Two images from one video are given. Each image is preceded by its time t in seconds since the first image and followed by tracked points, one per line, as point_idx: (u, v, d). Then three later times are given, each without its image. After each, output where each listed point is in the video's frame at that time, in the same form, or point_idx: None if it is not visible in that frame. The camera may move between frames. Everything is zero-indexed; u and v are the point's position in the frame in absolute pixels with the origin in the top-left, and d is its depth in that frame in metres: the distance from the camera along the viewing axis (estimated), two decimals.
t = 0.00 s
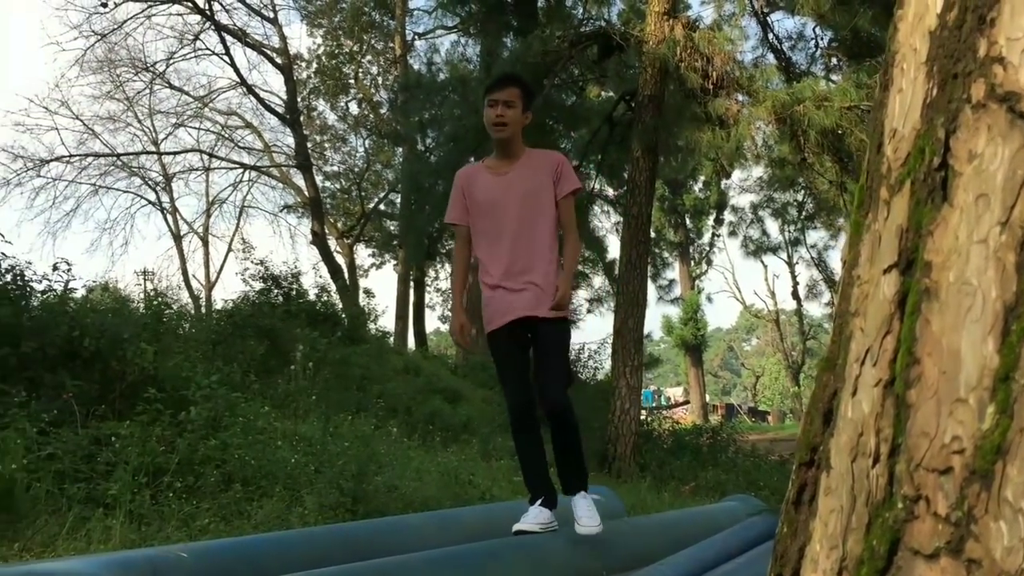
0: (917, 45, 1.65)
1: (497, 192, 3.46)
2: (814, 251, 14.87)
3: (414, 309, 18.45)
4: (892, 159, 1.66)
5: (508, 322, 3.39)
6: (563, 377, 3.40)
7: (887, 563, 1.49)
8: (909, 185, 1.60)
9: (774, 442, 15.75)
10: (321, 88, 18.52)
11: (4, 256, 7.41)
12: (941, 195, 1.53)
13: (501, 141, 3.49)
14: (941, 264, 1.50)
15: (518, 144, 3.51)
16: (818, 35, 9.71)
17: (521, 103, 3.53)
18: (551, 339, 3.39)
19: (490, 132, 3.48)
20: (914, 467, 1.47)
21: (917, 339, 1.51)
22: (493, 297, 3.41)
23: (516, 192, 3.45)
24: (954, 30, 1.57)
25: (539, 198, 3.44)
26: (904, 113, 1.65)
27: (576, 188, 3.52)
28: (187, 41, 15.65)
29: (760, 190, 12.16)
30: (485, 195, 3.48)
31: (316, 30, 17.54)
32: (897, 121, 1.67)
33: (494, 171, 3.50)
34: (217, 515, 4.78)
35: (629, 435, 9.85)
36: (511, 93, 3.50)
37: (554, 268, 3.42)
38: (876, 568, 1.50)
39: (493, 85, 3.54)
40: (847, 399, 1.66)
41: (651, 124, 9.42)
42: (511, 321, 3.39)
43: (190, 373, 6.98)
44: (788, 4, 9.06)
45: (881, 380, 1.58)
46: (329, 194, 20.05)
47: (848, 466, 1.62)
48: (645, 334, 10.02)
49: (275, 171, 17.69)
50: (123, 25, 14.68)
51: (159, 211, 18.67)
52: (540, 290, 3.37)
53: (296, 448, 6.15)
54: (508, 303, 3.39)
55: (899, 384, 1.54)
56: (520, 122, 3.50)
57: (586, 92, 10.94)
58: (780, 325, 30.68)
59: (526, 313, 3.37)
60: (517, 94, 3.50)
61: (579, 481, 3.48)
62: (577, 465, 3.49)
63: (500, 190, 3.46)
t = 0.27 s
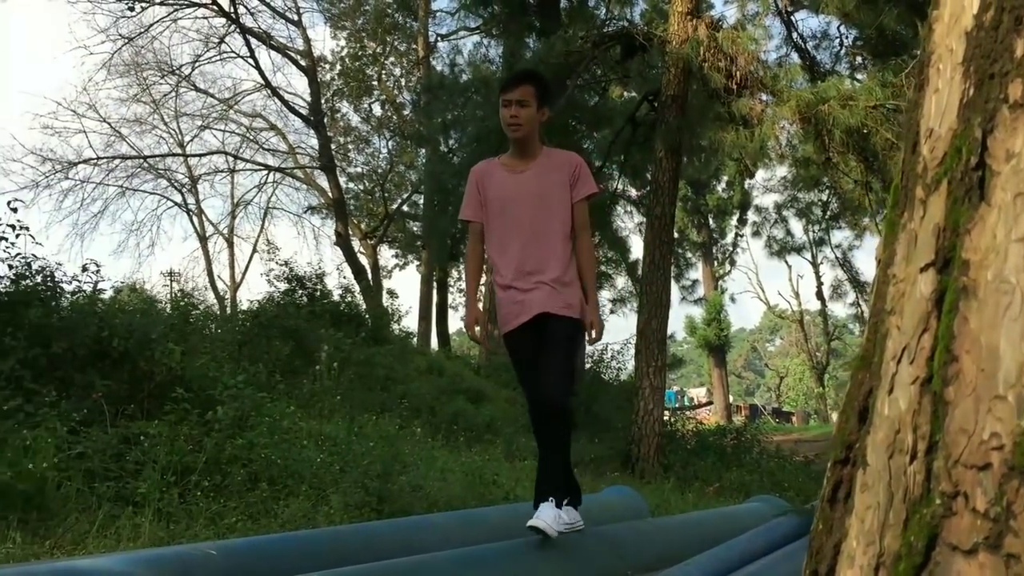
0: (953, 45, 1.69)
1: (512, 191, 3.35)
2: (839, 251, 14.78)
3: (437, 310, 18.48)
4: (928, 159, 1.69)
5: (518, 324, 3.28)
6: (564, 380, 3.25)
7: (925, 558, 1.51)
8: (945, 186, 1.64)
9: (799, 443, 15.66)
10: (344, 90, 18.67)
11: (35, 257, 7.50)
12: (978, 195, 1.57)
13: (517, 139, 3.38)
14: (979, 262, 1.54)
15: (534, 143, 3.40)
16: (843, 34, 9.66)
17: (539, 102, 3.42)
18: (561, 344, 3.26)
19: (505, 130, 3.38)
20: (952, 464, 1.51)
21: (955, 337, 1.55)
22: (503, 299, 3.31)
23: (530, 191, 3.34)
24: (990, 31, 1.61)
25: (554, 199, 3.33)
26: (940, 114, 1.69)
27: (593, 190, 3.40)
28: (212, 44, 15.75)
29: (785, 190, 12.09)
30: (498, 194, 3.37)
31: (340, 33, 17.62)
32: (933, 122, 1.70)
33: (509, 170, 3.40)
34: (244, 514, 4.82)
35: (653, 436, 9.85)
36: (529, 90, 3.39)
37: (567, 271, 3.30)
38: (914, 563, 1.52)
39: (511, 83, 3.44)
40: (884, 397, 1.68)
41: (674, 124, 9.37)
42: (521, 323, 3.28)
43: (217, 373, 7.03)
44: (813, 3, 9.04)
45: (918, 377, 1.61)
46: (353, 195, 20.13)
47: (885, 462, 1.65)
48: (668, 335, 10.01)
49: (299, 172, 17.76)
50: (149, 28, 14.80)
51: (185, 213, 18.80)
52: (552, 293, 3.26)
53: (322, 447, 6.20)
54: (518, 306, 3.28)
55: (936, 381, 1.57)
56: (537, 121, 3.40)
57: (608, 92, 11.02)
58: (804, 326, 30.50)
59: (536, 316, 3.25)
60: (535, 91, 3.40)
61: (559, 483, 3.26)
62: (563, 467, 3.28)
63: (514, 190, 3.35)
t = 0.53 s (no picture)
0: (990, 48, 1.82)
1: (524, 185, 3.34)
2: (863, 250, 14.70)
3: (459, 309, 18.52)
4: (964, 160, 1.82)
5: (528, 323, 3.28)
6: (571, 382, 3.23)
7: (961, 557, 1.64)
8: (981, 188, 1.77)
9: (821, 444, 15.59)
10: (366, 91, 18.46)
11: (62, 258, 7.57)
12: (1014, 196, 1.69)
13: (530, 133, 3.36)
14: (1016, 264, 1.67)
15: (548, 136, 3.38)
16: (866, 32, 9.62)
17: (554, 93, 3.39)
18: (569, 344, 3.25)
19: (518, 123, 3.36)
20: (989, 465, 1.64)
21: (993, 338, 1.68)
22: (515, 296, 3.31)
23: (543, 186, 3.32)
24: None
25: (566, 195, 3.31)
26: (976, 116, 1.81)
27: (608, 187, 3.38)
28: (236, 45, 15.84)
29: (807, 189, 12.05)
30: (511, 187, 3.35)
31: (361, 33, 17.69)
32: (969, 123, 1.83)
33: (522, 164, 3.38)
34: (269, 513, 4.86)
35: (675, 436, 9.83)
36: (544, 84, 3.37)
37: (578, 269, 3.29)
38: (949, 563, 1.65)
39: (525, 73, 3.41)
40: (919, 398, 1.83)
41: (696, 124, 9.44)
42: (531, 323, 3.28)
43: (242, 373, 7.08)
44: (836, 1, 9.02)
45: (954, 379, 1.75)
46: (375, 195, 20.16)
47: (920, 463, 1.79)
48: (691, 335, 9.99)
49: (321, 173, 17.85)
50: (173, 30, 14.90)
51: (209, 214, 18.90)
52: (563, 292, 3.25)
53: (345, 446, 6.26)
54: (530, 304, 3.28)
55: (973, 383, 1.70)
56: (551, 114, 3.37)
57: (630, 92, 11.00)
58: (827, 326, 30.31)
59: (546, 316, 3.25)
60: (550, 84, 3.38)
61: (560, 487, 3.19)
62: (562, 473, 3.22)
63: (527, 185, 3.33)
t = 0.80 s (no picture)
0: (1015, 51, 1.90)
1: (531, 176, 3.33)
2: (882, 250, 14.62)
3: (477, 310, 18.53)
4: (991, 161, 1.91)
5: (531, 315, 3.26)
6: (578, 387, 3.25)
7: (988, 559, 1.70)
8: (1009, 189, 1.87)
9: (841, 445, 15.52)
10: (384, 92, 18.52)
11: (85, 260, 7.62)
12: None
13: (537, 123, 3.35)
14: None
15: (556, 125, 3.37)
16: (886, 31, 9.59)
17: (562, 82, 3.39)
18: (573, 339, 3.24)
19: (525, 112, 3.37)
20: (1016, 467, 1.70)
21: (1019, 343, 1.75)
22: (518, 287, 3.30)
23: (549, 178, 3.31)
24: None
25: (572, 186, 3.30)
26: (1001, 118, 1.91)
27: (616, 178, 3.36)
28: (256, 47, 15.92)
29: (826, 189, 12.01)
30: (518, 177, 3.35)
31: (380, 35, 17.74)
32: (994, 124, 1.92)
33: (530, 153, 3.38)
34: (290, 512, 4.89)
35: (693, 437, 9.81)
36: (552, 71, 3.37)
37: (581, 261, 3.27)
38: (977, 565, 1.71)
39: (534, 62, 3.41)
40: (944, 400, 1.89)
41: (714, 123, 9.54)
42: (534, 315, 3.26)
43: (262, 373, 7.11)
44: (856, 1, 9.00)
45: (979, 381, 1.82)
46: (393, 196, 20.20)
47: (946, 463, 1.86)
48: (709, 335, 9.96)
49: (340, 174, 17.91)
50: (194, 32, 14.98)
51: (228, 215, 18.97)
52: (565, 283, 3.23)
53: (364, 446, 6.29)
54: (532, 294, 3.26)
55: (999, 386, 1.77)
56: (559, 103, 3.37)
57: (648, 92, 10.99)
58: (846, 327, 30.15)
59: (546, 307, 3.23)
60: (558, 72, 3.38)
61: (576, 495, 3.25)
62: (578, 480, 3.26)
63: (533, 174, 3.33)
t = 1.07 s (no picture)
0: None
1: (536, 169, 3.30)
2: (901, 251, 14.54)
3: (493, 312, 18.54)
4: (1018, 164, 1.91)
5: (537, 310, 3.21)
6: (589, 388, 3.20)
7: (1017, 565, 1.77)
8: None
9: (859, 448, 15.45)
10: (401, 95, 18.51)
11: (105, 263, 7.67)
12: None
13: (541, 112, 3.32)
14: None
15: (560, 114, 3.32)
16: (905, 32, 9.54)
17: (566, 69, 3.33)
18: (580, 333, 3.17)
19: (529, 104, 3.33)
20: None
21: None
22: (525, 284, 3.26)
23: (552, 169, 3.27)
24: None
25: (576, 175, 3.24)
26: None
27: (622, 163, 3.26)
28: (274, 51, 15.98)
29: (844, 190, 11.96)
30: (524, 171, 3.32)
31: (397, 38, 17.79)
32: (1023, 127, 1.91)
33: (536, 146, 3.34)
34: (309, 514, 4.90)
35: (711, 439, 9.79)
36: (551, 59, 3.31)
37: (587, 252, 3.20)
38: (1006, 569, 1.79)
39: (538, 49, 3.37)
40: (970, 404, 1.90)
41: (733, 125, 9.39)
42: (540, 310, 3.21)
43: (280, 375, 7.14)
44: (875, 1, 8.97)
45: (1007, 385, 1.85)
46: (409, 199, 20.23)
47: (972, 467, 1.87)
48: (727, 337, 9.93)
49: (358, 177, 17.96)
50: (212, 36, 15.06)
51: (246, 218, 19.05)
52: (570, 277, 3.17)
53: (381, 448, 6.31)
54: (538, 290, 3.22)
55: None
56: (562, 91, 3.31)
57: (665, 94, 10.96)
58: (865, 328, 30.00)
59: (552, 303, 3.19)
60: (559, 59, 3.31)
61: (595, 496, 3.21)
62: (596, 484, 3.21)
63: (538, 167, 3.29)
